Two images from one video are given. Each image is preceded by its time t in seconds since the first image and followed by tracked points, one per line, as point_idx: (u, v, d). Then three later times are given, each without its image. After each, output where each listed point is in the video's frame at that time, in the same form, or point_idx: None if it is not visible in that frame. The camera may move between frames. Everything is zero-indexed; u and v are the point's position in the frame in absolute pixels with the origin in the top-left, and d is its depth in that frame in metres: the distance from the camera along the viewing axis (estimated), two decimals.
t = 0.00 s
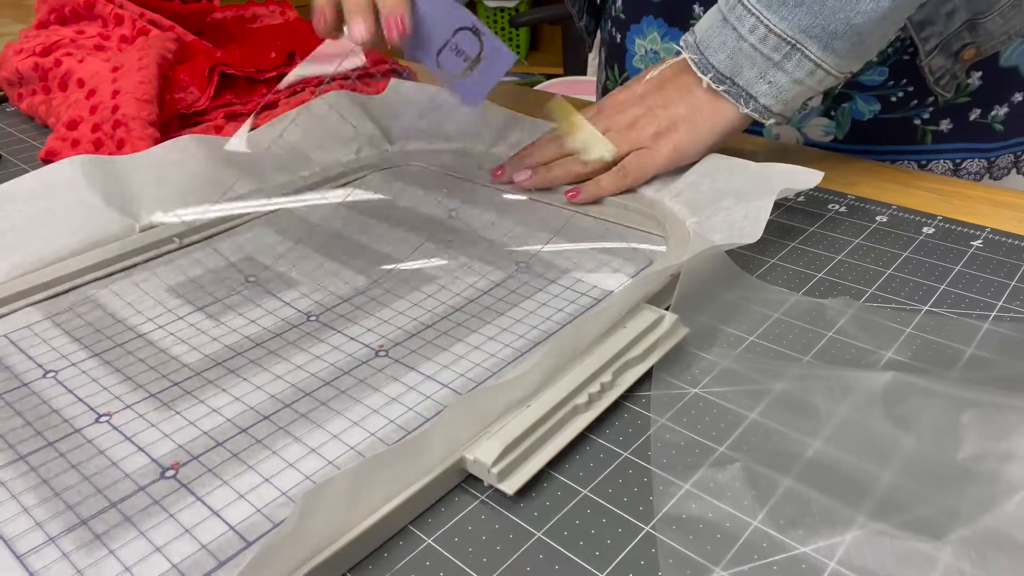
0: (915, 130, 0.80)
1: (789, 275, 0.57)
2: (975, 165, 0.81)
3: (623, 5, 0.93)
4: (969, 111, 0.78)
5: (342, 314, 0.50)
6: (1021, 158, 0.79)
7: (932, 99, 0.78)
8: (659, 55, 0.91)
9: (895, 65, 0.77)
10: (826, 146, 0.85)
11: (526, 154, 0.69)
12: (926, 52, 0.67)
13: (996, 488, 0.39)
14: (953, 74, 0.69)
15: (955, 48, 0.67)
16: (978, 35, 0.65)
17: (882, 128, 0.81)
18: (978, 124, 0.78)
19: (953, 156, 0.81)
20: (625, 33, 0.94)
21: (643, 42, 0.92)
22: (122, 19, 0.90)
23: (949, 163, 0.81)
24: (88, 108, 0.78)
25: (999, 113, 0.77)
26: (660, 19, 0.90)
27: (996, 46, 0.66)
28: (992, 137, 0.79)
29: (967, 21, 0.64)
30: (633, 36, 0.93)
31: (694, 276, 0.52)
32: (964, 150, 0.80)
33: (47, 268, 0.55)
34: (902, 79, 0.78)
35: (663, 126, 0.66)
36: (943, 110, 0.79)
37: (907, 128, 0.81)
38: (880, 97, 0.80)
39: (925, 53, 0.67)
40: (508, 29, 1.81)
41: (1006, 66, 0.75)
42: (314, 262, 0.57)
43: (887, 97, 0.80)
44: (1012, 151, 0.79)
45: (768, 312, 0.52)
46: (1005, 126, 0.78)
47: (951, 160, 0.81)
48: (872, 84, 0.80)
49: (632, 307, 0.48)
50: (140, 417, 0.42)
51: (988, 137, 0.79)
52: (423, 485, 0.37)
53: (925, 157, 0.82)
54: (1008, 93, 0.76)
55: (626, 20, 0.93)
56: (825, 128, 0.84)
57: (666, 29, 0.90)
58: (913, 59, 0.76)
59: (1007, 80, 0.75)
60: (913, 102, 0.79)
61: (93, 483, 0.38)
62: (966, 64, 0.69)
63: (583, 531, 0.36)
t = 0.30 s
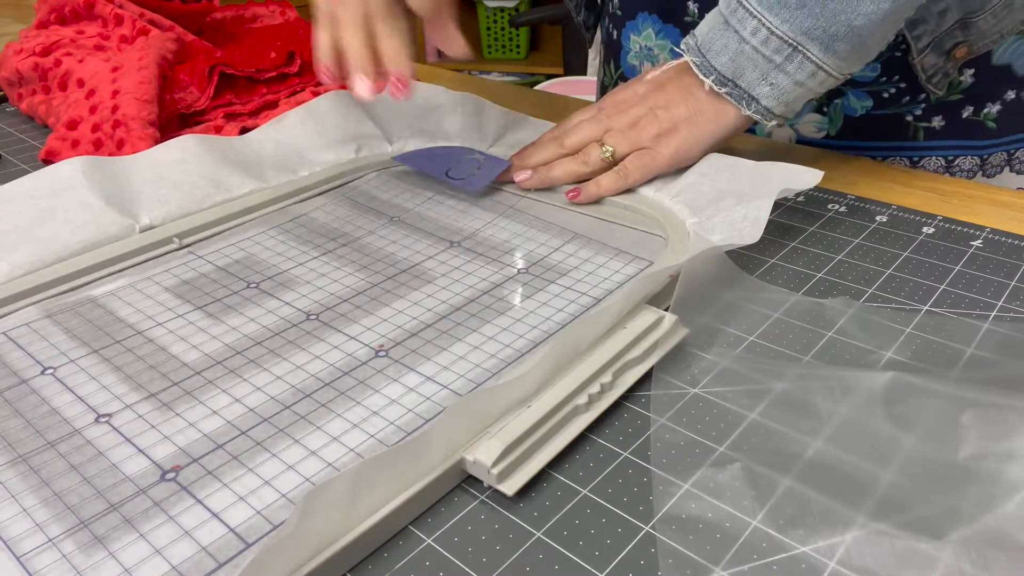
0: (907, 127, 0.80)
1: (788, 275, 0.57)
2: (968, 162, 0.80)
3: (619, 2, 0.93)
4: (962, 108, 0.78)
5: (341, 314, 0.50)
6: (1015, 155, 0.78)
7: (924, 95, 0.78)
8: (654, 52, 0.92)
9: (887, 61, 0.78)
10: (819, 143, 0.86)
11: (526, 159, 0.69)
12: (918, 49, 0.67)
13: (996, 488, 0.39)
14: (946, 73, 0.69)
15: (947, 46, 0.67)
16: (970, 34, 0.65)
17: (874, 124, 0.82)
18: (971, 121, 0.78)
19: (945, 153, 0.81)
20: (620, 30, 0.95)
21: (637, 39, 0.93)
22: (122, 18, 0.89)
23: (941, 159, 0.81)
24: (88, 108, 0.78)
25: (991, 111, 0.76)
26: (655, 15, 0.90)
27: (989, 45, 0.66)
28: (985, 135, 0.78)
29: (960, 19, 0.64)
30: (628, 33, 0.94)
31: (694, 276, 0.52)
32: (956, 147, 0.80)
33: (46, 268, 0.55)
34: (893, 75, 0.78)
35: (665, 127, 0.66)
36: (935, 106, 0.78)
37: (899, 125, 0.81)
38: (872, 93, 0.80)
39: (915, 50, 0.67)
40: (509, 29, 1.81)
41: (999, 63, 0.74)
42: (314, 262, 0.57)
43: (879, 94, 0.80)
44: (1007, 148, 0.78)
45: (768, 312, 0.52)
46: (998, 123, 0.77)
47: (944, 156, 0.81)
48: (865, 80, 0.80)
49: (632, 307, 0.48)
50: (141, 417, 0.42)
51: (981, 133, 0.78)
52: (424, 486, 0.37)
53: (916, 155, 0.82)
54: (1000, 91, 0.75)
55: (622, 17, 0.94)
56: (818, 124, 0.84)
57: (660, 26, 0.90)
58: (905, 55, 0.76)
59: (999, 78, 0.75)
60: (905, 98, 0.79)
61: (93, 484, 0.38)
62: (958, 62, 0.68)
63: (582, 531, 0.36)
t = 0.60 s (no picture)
0: (904, 125, 0.81)
1: (788, 275, 0.57)
2: (964, 159, 0.81)
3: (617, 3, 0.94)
4: (958, 106, 0.78)
5: (341, 314, 0.50)
6: (1010, 151, 0.79)
7: (921, 94, 0.78)
8: (650, 53, 0.92)
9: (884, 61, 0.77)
10: (817, 142, 0.85)
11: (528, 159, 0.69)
12: (917, 51, 0.67)
13: (997, 488, 0.39)
14: (944, 74, 0.69)
15: (944, 48, 0.67)
16: (967, 35, 0.65)
17: (871, 123, 0.82)
18: (967, 119, 0.79)
19: (942, 151, 0.81)
20: (618, 31, 0.95)
21: (635, 40, 0.93)
22: (121, 18, 0.89)
23: (939, 157, 0.82)
24: (88, 108, 0.78)
25: (987, 108, 0.78)
26: (652, 18, 0.89)
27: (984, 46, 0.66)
28: (981, 132, 0.79)
29: (957, 21, 0.64)
30: (626, 35, 0.94)
31: (694, 277, 0.52)
32: (953, 144, 0.80)
33: (46, 268, 0.55)
34: (890, 74, 0.78)
35: (667, 133, 0.65)
36: (932, 105, 0.79)
37: (896, 123, 0.81)
38: (870, 92, 0.80)
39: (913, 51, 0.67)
40: (509, 29, 1.81)
41: (994, 61, 0.75)
42: (313, 262, 0.57)
43: (876, 93, 0.80)
44: (1001, 144, 0.79)
45: (768, 312, 0.52)
46: (993, 120, 0.78)
47: (940, 154, 0.81)
48: (863, 79, 0.80)
49: (632, 308, 0.48)
50: (140, 417, 0.42)
51: (977, 131, 0.79)
52: (424, 486, 0.37)
53: (914, 152, 0.82)
54: (996, 88, 0.76)
55: (620, 19, 0.94)
56: (816, 123, 0.84)
57: (657, 28, 0.89)
58: (903, 54, 0.76)
59: (995, 75, 0.76)
60: (902, 97, 0.79)
61: (93, 484, 0.38)
62: (955, 64, 0.68)
63: (582, 531, 0.36)
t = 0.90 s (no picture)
0: (894, 122, 0.81)
1: (788, 275, 0.57)
2: (952, 156, 0.82)
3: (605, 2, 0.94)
4: (947, 103, 0.79)
5: (340, 314, 0.50)
6: (997, 148, 0.80)
7: (910, 91, 0.79)
8: (642, 51, 0.92)
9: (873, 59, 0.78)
10: (807, 140, 0.86)
11: (528, 159, 0.69)
12: (905, 48, 0.67)
13: (997, 488, 0.39)
14: (932, 70, 0.69)
15: (933, 45, 0.67)
16: (955, 33, 0.66)
17: (861, 121, 0.82)
18: (955, 116, 0.79)
19: (931, 148, 0.82)
20: (607, 30, 0.95)
21: (626, 39, 0.93)
22: (121, 18, 0.89)
23: (928, 154, 0.82)
24: (88, 109, 0.78)
25: (975, 105, 0.78)
26: (644, 16, 0.90)
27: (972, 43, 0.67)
28: (969, 129, 0.80)
29: (945, 19, 0.65)
30: (616, 34, 0.94)
31: (694, 277, 0.52)
32: (942, 141, 0.81)
33: (46, 268, 0.55)
34: (879, 72, 0.79)
35: (668, 135, 0.65)
36: (920, 102, 0.79)
37: (886, 120, 0.81)
38: (859, 89, 0.81)
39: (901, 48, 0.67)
40: (509, 29, 1.81)
41: (981, 58, 0.76)
42: (314, 262, 0.57)
43: (866, 90, 0.80)
44: (989, 141, 0.80)
45: (768, 312, 0.52)
46: (981, 117, 0.79)
47: (930, 151, 0.82)
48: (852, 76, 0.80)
49: (633, 308, 0.48)
50: (140, 417, 0.42)
51: (965, 128, 0.80)
52: (424, 486, 0.37)
53: (904, 149, 0.82)
54: (983, 85, 0.77)
55: (608, 18, 0.94)
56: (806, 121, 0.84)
57: (649, 27, 0.90)
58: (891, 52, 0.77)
59: (981, 73, 0.77)
60: (891, 94, 0.80)
61: (93, 484, 0.38)
62: (943, 60, 0.69)
63: (583, 531, 0.36)
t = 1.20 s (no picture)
0: (879, 119, 0.84)
1: (788, 275, 0.57)
2: (937, 152, 0.85)
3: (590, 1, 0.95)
4: (931, 99, 0.82)
5: (340, 312, 0.50)
6: (980, 144, 0.83)
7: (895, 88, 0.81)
8: (634, 46, 0.93)
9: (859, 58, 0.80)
10: (796, 138, 0.88)
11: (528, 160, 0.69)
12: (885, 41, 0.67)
13: (997, 488, 0.39)
14: (910, 63, 0.70)
15: (913, 38, 0.67)
16: (934, 25, 0.66)
17: (848, 118, 0.85)
18: (940, 112, 0.82)
19: (916, 144, 0.84)
20: (595, 29, 0.96)
21: (616, 36, 0.94)
22: (121, 18, 0.90)
23: (913, 150, 0.85)
24: (88, 108, 0.78)
25: (959, 101, 0.81)
26: (634, 12, 0.91)
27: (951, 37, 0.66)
28: (953, 125, 0.82)
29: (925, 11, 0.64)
30: (605, 31, 0.95)
31: (694, 277, 0.52)
32: (927, 137, 0.84)
33: (46, 266, 0.55)
34: (865, 70, 0.82)
35: (669, 138, 0.66)
36: (905, 99, 0.82)
37: (872, 117, 0.84)
38: (846, 87, 0.83)
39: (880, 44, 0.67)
40: (509, 29, 1.81)
41: (964, 54, 0.79)
42: (313, 261, 0.57)
43: (852, 88, 0.83)
44: (971, 137, 0.83)
45: (768, 313, 0.52)
46: (964, 113, 0.82)
47: (915, 147, 0.84)
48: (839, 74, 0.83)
49: (632, 307, 0.48)
50: (141, 413, 0.42)
51: (949, 124, 0.82)
52: (423, 484, 0.37)
53: (890, 145, 0.85)
54: (966, 81, 0.80)
55: (596, 17, 0.95)
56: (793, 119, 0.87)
57: (638, 22, 0.92)
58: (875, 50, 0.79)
59: (965, 69, 0.79)
60: (877, 91, 0.82)
61: (93, 481, 0.38)
62: (923, 54, 0.69)
63: (583, 531, 0.36)
